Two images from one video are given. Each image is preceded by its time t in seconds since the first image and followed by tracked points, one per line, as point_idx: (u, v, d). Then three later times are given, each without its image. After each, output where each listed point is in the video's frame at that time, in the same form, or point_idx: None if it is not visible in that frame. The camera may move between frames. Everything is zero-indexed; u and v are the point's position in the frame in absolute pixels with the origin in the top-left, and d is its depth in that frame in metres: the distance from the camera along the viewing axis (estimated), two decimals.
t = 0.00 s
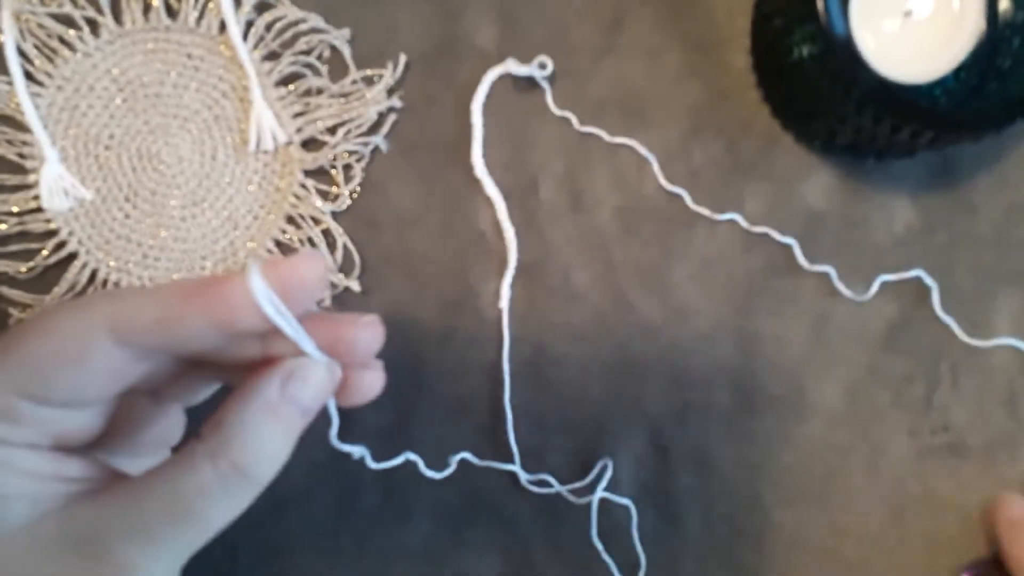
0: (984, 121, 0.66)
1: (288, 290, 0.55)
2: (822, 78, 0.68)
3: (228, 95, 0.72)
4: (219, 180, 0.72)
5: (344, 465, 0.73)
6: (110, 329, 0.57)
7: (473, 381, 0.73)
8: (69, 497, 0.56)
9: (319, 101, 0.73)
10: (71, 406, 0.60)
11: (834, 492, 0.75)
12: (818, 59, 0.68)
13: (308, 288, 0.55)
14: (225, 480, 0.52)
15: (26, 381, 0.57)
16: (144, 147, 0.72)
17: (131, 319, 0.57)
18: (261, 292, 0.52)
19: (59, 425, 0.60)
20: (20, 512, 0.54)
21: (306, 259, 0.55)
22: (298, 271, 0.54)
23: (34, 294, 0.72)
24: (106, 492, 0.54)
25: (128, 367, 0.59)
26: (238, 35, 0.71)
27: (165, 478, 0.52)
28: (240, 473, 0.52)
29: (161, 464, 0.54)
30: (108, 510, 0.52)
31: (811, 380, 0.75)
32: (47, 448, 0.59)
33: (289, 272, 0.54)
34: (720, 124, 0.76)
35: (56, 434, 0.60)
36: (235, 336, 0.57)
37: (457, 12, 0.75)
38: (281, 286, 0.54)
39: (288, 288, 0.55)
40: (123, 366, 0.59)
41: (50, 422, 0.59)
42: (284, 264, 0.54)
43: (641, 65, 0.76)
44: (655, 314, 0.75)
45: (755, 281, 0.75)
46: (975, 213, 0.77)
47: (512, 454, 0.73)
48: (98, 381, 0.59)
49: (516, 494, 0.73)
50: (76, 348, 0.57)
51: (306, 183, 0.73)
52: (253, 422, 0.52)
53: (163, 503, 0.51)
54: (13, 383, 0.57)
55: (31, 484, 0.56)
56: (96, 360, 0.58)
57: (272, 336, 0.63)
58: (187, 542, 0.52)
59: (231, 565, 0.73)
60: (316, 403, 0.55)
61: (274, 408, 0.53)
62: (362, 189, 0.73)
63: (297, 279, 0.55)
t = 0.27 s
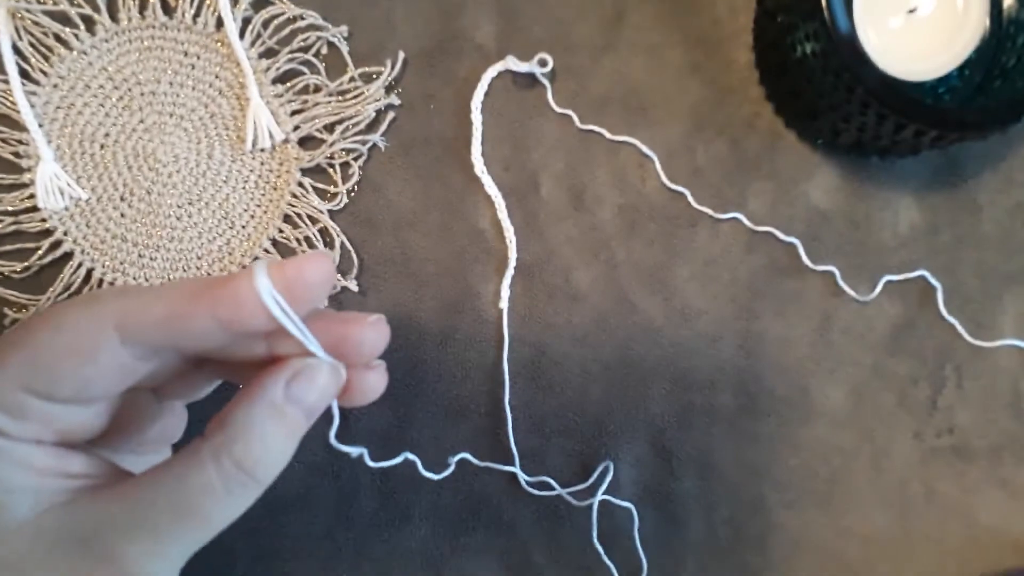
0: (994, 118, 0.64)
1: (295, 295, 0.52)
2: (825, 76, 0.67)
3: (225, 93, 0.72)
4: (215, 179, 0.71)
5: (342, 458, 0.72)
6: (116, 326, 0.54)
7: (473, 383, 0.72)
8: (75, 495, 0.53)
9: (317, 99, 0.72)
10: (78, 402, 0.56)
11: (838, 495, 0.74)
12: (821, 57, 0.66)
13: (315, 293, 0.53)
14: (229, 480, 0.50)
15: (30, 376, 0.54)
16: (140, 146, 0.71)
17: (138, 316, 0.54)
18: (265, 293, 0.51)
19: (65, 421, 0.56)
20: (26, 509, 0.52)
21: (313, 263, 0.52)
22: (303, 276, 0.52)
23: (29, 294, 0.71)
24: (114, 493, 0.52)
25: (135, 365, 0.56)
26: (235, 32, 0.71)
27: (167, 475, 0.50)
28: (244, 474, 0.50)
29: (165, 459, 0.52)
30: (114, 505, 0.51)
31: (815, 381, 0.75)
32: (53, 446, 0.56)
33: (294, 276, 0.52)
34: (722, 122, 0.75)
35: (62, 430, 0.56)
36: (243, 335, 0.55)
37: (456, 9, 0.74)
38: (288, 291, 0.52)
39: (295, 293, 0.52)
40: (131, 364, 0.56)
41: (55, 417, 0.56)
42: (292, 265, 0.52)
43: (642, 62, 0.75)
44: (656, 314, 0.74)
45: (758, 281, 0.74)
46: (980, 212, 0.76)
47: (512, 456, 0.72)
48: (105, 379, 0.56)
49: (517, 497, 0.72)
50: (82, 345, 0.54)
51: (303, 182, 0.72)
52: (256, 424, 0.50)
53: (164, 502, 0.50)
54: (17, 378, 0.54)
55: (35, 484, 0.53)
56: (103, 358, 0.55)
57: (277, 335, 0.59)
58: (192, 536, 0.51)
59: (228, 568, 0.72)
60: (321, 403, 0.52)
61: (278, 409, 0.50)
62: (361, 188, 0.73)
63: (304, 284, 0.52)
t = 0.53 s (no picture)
0: (997, 117, 0.63)
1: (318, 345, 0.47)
2: (829, 73, 0.66)
3: (223, 92, 0.71)
4: (213, 178, 0.71)
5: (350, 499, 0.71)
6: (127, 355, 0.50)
7: (473, 384, 0.72)
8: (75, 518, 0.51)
9: (315, 97, 0.72)
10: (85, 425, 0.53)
11: (841, 496, 0.73)
12: (823, 55, 0.65)
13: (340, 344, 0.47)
14: (226, 524, 0.45)
15: (36, 395, 0.51)
16: (138, 145, 0.70)
17: (152, 346, 0.50)
18: (283, 339, 0.45)
19: (69, 442, 0.53)
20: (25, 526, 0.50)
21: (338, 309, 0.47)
22: (329, 325, 0.46)
23: (25, 294, 0.70)
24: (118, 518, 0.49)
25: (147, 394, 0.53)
26: (232, 30, 0.70)
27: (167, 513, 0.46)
28: (241, 520, 0.45)
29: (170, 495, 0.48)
30: (112, 541, 0.47)
31: (817, 382, 0.74)
32: (57, 465, 0.54)
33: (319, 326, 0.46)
34: (724, 120, 0.74)
35: (67, 449, 0.54)
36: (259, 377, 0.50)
37: (455, 6, 0.74)
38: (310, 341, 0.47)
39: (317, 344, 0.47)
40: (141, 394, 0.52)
41: (61, 436, 0.53)
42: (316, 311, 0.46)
43: (643, 60, 0.74)
44: (658, 314, 0.73)
45: (760, 281, 0.74)
46: (982, 211, 0.76)
47: (512, 458, 0.72)
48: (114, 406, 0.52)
49: (517, 499, 0.72)
50: (93, 369, 0.50)
51: (301, 181, 0.71)
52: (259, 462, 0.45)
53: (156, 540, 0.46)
54: (23, 395, 0.51)
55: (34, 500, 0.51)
56: (113, 385, 0.51)
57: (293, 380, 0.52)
58: None
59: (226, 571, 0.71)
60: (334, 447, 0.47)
61: (284, 449, 0.45)
62: (360, 187, 0.72)
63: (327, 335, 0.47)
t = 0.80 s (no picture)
0: (997, 117, 0.63)
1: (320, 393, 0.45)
2: (828, 74, 0.66)
3: (223, 92, 0.71)
4: (213, 178, 0.71)
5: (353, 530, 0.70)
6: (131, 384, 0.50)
7: (473, 384, 0.72)
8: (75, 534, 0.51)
9: (315, 97, 0.72)
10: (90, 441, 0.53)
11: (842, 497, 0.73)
12: (823, 55, 0.65)
13: (343, 393, 0.45)
14: (210, 561, 0.45)
15: (45, 409, 0.51)
16: (138, 145, 0.70)
17: (157, 374, 0.50)
18: (283, 381, 0.44)
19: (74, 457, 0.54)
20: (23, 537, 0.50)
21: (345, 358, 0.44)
22: (333, 374, 0.44)
23: (26, 294, 0.70)
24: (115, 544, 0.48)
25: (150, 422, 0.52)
26: (233, 30, 0.70)
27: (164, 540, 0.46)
28: (226, 563, 0.45)
29: (170, 518, 0.48)
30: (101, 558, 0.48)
31: (817, 382, 0.74)
32: (61, 476, 0.54)
33: (320, 373, 0.44)
34: (724, 121, 0.74)
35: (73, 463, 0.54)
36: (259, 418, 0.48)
37: (456, 7, 0.74)
38: (311, 390, 0.44)
39: (317, 393, 0.45)
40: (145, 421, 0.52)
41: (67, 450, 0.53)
42: (319, 361, 0.44)
43: (643, 61, 0.74)
44: (658, 315, 0.73)
45: (760, 282, 0.74)
46: (981, 211, 0.76)
47: (512, 457, 0.72)
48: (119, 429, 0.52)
49: (517, 499, 0.72)
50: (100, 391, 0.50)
51: (302, 181, 0.72)
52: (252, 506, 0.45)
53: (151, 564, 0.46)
54: (33, 407, 0.51)
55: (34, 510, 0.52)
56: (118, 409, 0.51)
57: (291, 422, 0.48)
58: None
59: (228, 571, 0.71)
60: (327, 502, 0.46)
61: (277, 498, 0.45)
62: (360, 188, 0.72)
63: (329, 384, 0.44)
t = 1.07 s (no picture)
0: (997, 116, 0.63)
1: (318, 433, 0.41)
2: (829, 74, 0.66)
3: (223, 92, 0.71)
4: (213, 178, 0.71)
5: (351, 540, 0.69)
6: (147, 395, 0.50)
7: (473, 384, 0.72)
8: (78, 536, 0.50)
9: (315, 97, 0.72)
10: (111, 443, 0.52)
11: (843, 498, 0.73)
12: (823, 55, 0.65)
13: (342, 437, 0.41)
14: None
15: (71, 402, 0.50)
16: (138, 145, 0.70)
17: (174, 387, 0.49)
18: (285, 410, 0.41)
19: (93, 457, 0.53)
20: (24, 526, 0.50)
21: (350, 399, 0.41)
22: (336, 414, 0.40)
23: (26, 294, 0.70)
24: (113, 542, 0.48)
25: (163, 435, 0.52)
26: (233, 30, 0.70)
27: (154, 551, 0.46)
28: None
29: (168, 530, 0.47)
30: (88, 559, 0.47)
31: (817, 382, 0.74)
32: (76, 473, 0.53)
33: (320, 412, 0.40)
34: (724, 121, 0.74)
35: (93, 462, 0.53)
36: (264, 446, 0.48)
37: (455, 7, 0.74)
38: (311, 428, 0.41)
39: (316, 432, 0.41)
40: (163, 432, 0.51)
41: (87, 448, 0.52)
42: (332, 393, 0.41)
43: (643, 61, 0.74)
44: (658, 315, 0.73)
45: (761, 282, 0.74)
46: (982, 211, 0.76)
47: (512, 458, 0.72)
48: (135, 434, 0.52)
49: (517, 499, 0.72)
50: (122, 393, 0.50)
51: (302, 181, 0.71)
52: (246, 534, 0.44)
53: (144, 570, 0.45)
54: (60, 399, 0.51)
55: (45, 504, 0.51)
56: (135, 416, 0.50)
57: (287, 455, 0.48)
58: None
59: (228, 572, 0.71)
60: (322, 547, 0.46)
61: (272, 532, 0.44)
62: (360, 188, 0.72)
63: (328, 425, 0.40)
